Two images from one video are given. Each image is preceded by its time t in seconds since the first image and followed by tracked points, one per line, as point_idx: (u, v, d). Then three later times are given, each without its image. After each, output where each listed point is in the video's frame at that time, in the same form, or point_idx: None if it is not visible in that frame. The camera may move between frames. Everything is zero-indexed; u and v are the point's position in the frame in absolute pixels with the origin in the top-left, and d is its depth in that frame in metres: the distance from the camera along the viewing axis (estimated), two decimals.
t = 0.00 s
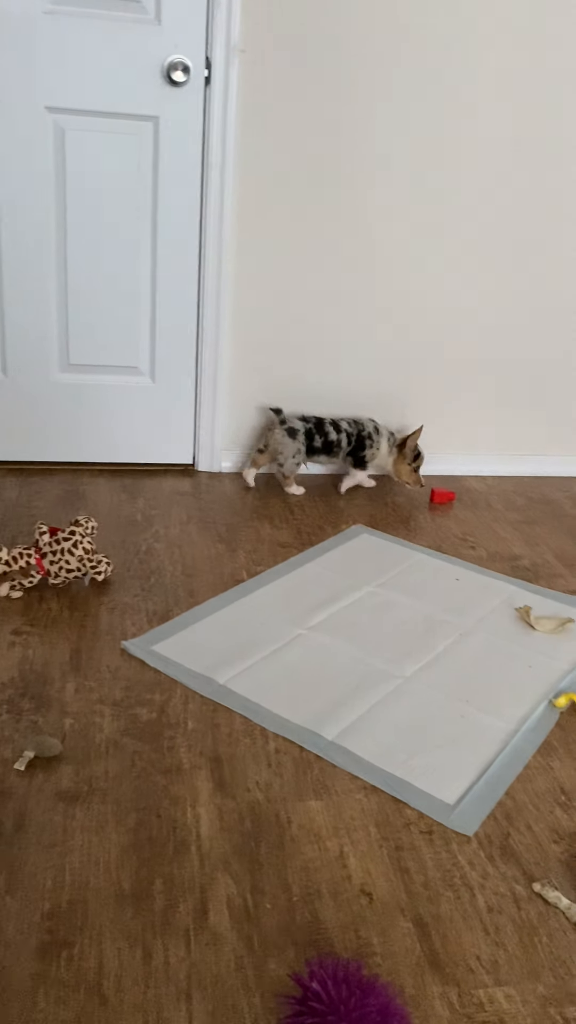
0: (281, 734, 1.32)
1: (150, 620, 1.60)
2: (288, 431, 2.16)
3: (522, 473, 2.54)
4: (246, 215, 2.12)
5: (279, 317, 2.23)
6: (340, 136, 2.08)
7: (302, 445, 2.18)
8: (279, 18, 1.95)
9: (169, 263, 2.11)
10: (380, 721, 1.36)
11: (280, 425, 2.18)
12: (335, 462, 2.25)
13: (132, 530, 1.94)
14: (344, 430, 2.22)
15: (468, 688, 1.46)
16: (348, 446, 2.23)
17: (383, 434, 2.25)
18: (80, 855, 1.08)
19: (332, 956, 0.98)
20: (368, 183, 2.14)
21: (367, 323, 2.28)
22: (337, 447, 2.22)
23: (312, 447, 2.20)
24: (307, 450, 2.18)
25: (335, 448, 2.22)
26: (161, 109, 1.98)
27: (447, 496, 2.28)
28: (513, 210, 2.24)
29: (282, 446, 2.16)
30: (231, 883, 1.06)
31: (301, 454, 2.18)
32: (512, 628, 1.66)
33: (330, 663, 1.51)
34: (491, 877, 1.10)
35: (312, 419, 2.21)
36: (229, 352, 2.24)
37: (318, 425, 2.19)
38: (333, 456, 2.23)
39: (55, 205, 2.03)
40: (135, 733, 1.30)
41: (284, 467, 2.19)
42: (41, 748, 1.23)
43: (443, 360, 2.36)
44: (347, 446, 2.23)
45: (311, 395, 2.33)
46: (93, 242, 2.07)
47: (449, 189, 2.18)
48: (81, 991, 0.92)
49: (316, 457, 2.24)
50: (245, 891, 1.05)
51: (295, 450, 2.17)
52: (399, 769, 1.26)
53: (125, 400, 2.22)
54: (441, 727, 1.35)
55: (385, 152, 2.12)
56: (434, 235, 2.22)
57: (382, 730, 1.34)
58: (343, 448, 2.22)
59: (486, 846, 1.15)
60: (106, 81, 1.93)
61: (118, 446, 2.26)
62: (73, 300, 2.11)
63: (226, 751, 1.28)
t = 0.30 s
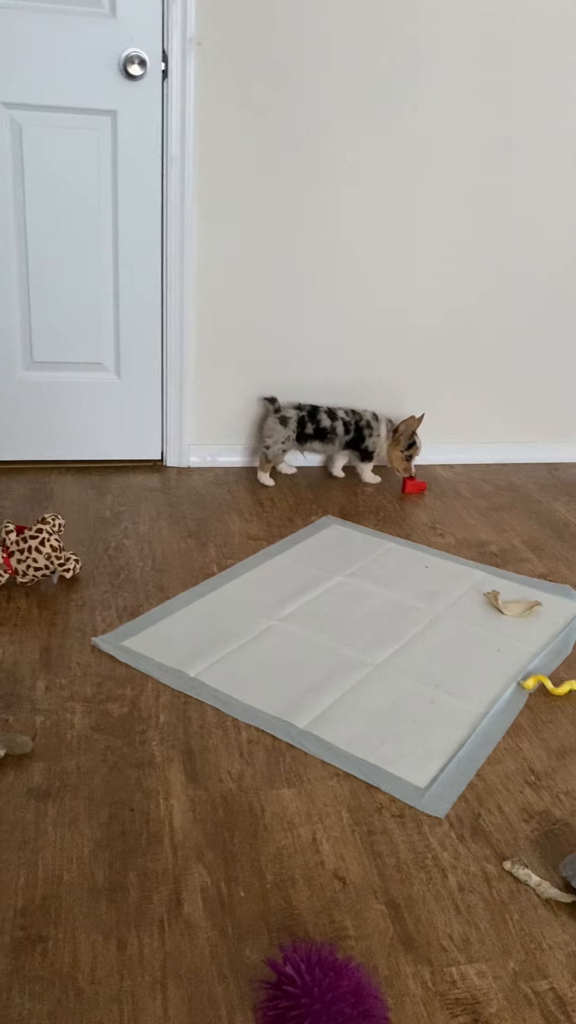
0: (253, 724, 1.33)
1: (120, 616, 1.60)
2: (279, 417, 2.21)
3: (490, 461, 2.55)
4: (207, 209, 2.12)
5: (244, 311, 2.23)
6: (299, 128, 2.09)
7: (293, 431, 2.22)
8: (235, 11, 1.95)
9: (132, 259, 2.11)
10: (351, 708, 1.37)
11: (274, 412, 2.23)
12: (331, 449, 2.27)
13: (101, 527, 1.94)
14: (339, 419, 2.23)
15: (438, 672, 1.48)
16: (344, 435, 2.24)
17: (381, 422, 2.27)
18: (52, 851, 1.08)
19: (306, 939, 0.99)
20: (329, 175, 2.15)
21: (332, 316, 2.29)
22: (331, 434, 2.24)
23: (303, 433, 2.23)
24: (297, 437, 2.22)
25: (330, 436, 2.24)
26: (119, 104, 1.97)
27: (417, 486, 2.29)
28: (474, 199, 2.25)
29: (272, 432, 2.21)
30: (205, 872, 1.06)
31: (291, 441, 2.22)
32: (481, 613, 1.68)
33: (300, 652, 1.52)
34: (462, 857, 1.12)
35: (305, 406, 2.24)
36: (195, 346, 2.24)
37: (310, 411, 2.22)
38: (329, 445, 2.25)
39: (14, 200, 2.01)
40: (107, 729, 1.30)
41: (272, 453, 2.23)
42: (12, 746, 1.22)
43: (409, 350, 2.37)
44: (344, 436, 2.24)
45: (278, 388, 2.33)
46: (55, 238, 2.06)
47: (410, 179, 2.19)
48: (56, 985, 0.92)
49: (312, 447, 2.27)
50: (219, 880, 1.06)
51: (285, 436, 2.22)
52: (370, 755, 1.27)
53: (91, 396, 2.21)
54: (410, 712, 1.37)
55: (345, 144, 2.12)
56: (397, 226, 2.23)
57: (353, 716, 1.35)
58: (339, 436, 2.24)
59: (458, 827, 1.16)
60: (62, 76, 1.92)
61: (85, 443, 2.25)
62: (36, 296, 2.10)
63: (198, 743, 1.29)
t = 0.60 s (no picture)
0: (240, 722, 1.33)
1: (105, 617, 1.60)
2: (294, 418, 2.23)
3: (474, 455, 2.56)
4: (187, 208, 2.12)
5: (226, 310, 2.23)
6: (277, 126, 2.09)
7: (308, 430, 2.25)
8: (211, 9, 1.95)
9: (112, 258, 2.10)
10: (338, 704, 1.38)
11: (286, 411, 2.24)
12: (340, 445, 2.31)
13: (85, 529, 1.93)
14: (348, 418, 2.26)
15: (424, 666, 1.48)
16: (352, 430, 2.29)
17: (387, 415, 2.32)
18: (41, 854, 1.07)
19: (296, 935, 0.99)
20: (308, 172, 2.15)
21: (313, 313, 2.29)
22: (341, 430, 2.28)
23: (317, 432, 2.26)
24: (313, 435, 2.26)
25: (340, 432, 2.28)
26: (96, 104, 1.97)
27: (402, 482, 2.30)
28: (453, 195, 2.26)
29: (290, 432, 2.24)
30: (194, 871, 1.07)
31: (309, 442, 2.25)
32: (466, 607, 1.69)
33: (286, 649, 1.52)
34: (451, 849, 1.12)
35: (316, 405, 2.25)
36: (176, 346, 2.23)
37: (322, 409, 2.24)
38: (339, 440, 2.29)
39: None
40: (94, 730, 1.30)
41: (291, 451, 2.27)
42: None
43: (391, 346, 2.38)
44: (352, 432, 2.29)
45: (261, 386, 2.33)
46: (34, 238, 2.05)
47: (390, 177, 2.20)
48: (46, 987, 0.92)
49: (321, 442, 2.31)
50: (209, 878, 1.06)
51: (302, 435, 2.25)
52: (357, 750, 1.28)
53: (73, 397, 2.20)
54: (397, 707, 1.37)
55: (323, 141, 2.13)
56: (377, 223, 2.24)
57: (340, 712, 1.36)
58: (347, 432, 2.28)
59: (445, 820, 1.17)
60: (38, 75, 1.91)
61: (69, 445, 2.25)
62: (16, 297, 2.09)
63: (186, 743, 1.29)
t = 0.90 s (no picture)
0: (229, 721, 1.34)
1: (93, 619, 1.60)
2: (318, 416, 2.27)
3: (460, 453, 2.57)
4: (170, 210, 2.12)
5: (210, 311, 2.24)
6: (258, 127, 2.10)
7: (330, 430, 2.29)
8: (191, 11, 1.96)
9: (95, 260, 2.10)
10: (326, 702, 1.38)
11: (312, 410, 2.28)
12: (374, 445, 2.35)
13: (73, 531, 1.93)
14: (381, 419, 2.30)
15: (411, 663, 1.49)
16: (386, 432, 2.32)
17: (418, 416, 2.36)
18: (31, 856, 1.08)
19: (285, 931, 1.00)
20: (291, 173, 2.16)
21: (297, 314, 2.29)
22: (374, 431, 2.31)
23: (345, 432, 2.30)
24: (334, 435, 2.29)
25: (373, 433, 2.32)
26: (77, 106, 1.97)
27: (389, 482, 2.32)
28: (435, 193, 2.27)
29: (309, 429, 2.28)
30: (184, 870, 1.07)
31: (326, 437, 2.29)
32: (453, 603, 1.70)
33: (273, 648, 1.52)
34: (439, 844, 1.13)
35: (346, 405, 2.29)
36: (161, 348, 2.24)
37: (352, 408, 2.28)
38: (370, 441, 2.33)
39: None
40: (83, 731, 1.30)
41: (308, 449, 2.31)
42: None
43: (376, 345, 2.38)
44: (386, 433, 2.32)
45: (247, 387, 2.34)
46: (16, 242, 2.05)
47: (372, 178, 2.21)
48: (37, 988, 0.92)
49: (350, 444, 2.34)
50: (199, 877, 1.06)
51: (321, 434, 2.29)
52: (345, 747, 1.29)
53: (59, 400, 2.20)
54: (384, 703, 1.38)
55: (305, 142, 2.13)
56: (359, 223, 2.25)
57: (328, 710, 1.36)
58: (380, 433, 2.31)
59: (434, 814, 1.18)
60: (19, 79, 1.92)
61: (55, 448, 2.25)
62: None
63: (175, 743, 1.29)
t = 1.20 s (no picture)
0: (219, 721, 1.34)
1: (82, 622, 1.60)
2: (341, 416, 2.29)
3: (448, 451, 2.58)
4: (155, 212, 2.12)
5: (197, 313, 2.24)
6: (242, 128, 2.10)
7: (355, 427, 2.32)
8: (174, 13, 1.96)
9: (81, 262, 2.10)
10: (316, 701, 1.38)
11: (334, 411, 2.31)
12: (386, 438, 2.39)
13: (61, 534, 1.93)
14: (392, 411, 2.34)
15: (400, 661, 1.50)
16: (397, 424, 2.36)
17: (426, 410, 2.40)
18: (21, 858, 1.08)
19: (276, 929, 1.00)
20: (276, 174, 2.16)
21: (284, 314, 2.30)
22: (387, 425, 2.35)
23: (364, 426, 2.33)
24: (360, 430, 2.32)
25: (386, 427, 2.36)
26: (61, 109, 1.97)
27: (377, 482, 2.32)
28: (420, 194, 2.28)
29: (338, 430, 2.30)
30: (175, 870, 1.07)
31: (355, 434, 2.32)
32: (441, 601, 1.70)
33: (263, 648, 1.53)
34: (429, 840, 1.13)
35: (362, 404, 2.32)
36: (149, 349, 2.24)
37: (366, 404, 2.32)
38: (384, 435, 2.37)
39: None
40: (73, 734, 1.30)
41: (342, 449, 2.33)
42: None
43: (365, 345, 2.39)
44: (397, 426, 2.36)
45: (235, 388, 2.34)
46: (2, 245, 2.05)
47: (357, 178, 2.21)
48: (28, 989, 0.92)
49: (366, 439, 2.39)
50: (189, 876, 1.06)
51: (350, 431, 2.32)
52: (335, 745, 1.29)
53: (46, 403, 2.20)
54: (374, 702, 1.38)
55: (290, 143, 2.14)
56: (345, 223, 2.25)
57: (318, 708, 1.36)
58: (392, 426, 2.35)
59: (424, 811, 1.18)
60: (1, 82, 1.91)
61: (43, 450, 2.24)
62: None
63: (165, 743, 1.29)
